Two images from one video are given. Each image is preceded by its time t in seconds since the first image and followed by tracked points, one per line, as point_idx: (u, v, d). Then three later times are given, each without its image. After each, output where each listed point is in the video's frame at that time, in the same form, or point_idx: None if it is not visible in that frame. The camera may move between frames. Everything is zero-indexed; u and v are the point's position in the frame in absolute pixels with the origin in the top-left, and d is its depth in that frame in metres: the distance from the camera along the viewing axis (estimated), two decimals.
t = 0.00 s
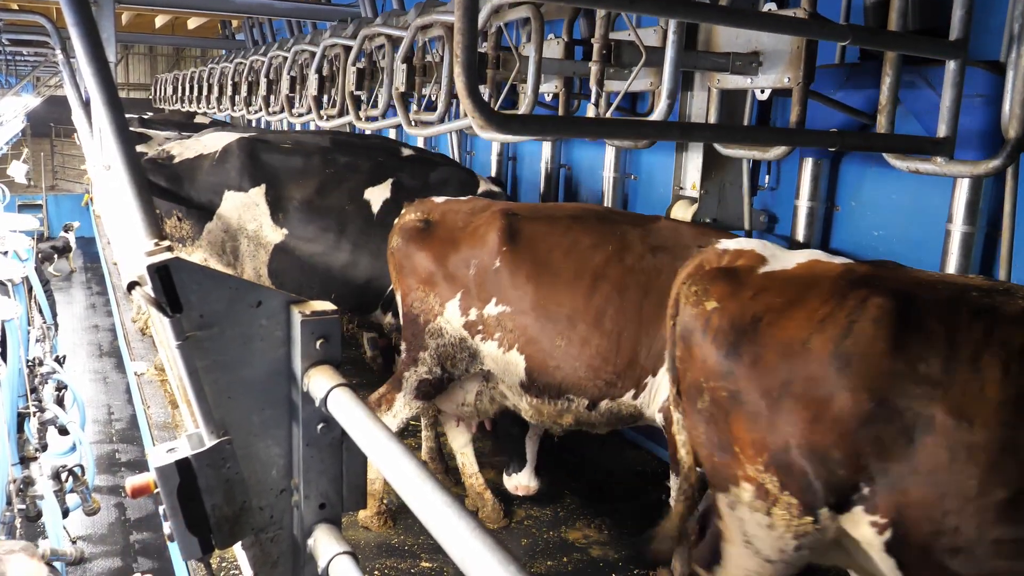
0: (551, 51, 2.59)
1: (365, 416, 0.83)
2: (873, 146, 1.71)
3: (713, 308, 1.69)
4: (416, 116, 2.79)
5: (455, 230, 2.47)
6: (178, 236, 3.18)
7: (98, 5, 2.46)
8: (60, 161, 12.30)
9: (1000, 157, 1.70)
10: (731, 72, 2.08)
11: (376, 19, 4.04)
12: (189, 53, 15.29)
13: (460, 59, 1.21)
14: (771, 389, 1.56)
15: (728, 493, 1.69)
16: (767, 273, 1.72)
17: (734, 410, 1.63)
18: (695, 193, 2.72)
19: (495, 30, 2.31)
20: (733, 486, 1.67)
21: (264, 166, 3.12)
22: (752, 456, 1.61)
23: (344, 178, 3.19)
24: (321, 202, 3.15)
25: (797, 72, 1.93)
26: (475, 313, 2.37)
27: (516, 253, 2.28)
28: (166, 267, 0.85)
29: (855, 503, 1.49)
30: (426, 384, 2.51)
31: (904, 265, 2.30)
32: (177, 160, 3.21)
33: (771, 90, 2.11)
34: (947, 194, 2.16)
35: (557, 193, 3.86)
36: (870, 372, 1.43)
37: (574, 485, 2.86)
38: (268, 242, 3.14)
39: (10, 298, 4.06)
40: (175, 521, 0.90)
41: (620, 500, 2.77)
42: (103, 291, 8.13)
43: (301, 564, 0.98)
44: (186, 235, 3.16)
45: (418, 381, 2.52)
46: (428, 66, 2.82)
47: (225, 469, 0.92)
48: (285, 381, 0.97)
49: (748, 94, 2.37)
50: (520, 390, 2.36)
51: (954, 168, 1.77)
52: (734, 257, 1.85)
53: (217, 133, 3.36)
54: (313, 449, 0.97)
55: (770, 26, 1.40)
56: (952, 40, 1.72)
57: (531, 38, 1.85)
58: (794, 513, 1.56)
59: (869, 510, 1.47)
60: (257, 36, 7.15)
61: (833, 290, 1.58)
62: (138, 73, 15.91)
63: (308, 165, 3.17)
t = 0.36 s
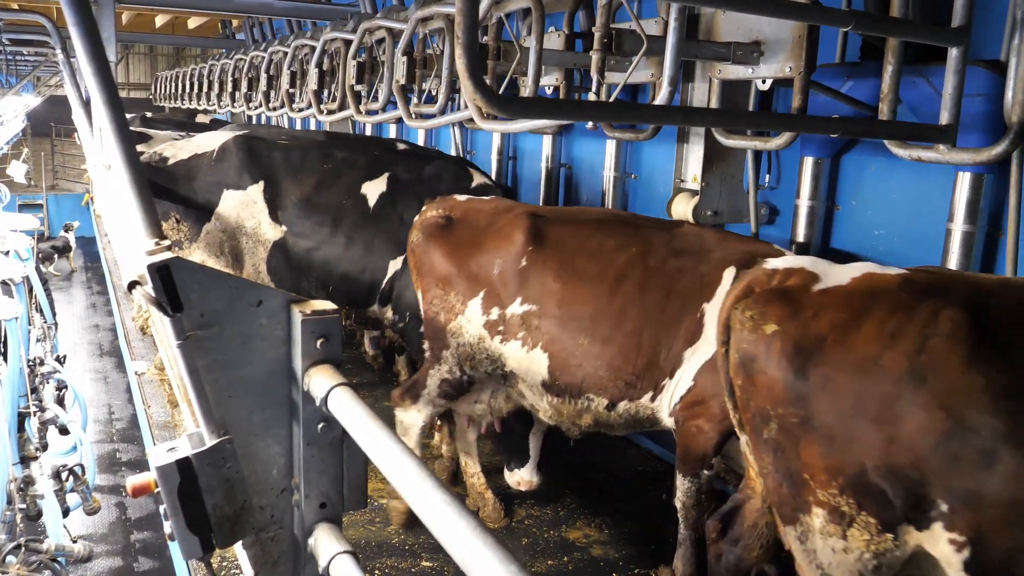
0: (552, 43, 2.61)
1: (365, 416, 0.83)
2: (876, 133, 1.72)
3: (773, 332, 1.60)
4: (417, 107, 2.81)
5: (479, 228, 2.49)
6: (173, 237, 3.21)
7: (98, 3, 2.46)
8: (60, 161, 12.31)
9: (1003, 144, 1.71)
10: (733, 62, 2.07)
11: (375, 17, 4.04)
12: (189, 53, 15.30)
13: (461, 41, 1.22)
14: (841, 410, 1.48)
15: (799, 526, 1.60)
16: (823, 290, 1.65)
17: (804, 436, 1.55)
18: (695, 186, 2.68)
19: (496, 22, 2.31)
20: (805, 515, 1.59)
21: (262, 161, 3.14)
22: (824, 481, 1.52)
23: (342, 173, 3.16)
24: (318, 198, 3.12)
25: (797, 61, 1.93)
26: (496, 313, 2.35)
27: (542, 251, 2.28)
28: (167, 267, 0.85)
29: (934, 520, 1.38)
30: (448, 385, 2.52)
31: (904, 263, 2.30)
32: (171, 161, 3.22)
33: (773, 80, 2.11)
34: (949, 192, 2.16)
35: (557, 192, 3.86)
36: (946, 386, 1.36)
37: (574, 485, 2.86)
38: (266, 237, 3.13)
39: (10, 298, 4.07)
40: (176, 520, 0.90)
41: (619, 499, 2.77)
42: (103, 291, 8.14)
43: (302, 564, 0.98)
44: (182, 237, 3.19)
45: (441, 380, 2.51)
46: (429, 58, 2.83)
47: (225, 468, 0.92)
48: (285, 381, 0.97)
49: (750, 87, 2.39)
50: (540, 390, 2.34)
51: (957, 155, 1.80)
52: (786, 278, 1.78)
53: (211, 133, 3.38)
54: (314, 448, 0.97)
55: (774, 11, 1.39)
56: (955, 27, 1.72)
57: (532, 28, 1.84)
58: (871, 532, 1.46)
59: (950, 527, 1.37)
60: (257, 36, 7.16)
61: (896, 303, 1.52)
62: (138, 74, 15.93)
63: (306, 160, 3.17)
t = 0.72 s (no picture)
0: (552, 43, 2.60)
1: (366, 415, 0.83)
2: (876, 132, 1.71)
3: (866, 348, 1.60)
4: (419, 107, 2.81)
5: (498, 227, 2.47)
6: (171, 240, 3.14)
7: (99, 4, 2.46)
8: (61, 161, 12.32)
9: (1005, 142, 1.71)
10: (734, 60, 2.06)
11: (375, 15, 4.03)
12: (189, 53, 15.30)
13: (461, 39, 1.22)
14: (938, 444, 1.50)
15: (860, 547, 1.66)
16: (927, 307, 1.60)
17: (891, 460, 1.58)
18: (696, 185, 2.71)
19: (495, 21, 2.30)
20: (872, 537, 1.64)
21: (260, 164, 3.08)
22: (907, 509, 1.57)
23: (342, 177, 3.13)
24: (318, 202, 3.09)
25: (797, 61, 1.93)
26: (520, 308, 2.36)
27: (563, 249, 2.28)
28: (168, 266, 0.85)
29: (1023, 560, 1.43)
30: (492, 391, 2.51)
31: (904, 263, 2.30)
32: (171, 163, 3.14)
33: (774, 79, 2.11)
34: (949, 192, 2.16)
35: (558, 192, 3.86)
36: None
37: (574, 483, 2.86)
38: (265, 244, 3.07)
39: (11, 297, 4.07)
40: (178, 520, 0.90)
41: (619, 498, 2.78)
42: (104, 291, 8.14)
43: (302, 563, 0.98)
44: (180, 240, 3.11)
45: (487, 386, 2.51)
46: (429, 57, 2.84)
47: (226, 467, 0.92)
48: (285, 379, 0.97)
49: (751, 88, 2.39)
50: (563, 389, 2.36)
51: (957, 155, 1.80)
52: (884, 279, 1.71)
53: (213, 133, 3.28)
54: (315, 448, 0.97)
55: (775, 11, 1.39)
56: (956, 26, 1.71)
57: (532, 27, 1.83)
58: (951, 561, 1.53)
59: None
60: (257, 35, 7.16)
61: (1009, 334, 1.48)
62: (139, 73, 15.96)
63: (307, 164, 3.13)
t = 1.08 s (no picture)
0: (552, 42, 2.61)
1: (365, 414, 0.83)
2: (876, 131, 1.70)
3: (955, 354, 1.52)
4: (418, 106, 2.81)
5: (512, 228, 2.45)
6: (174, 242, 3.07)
7: (100, 4, 2.45)
8: (61, 160, 12.32)
9: (1006, 140, 1.71)
10: (734, 60, 2.07)
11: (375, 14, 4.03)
12: (189, 52, 15.30)
13: (461, 39, 1.22)
14: None
15: (933, 561, 1.60)
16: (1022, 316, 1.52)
17: (978, 471, 1.51)
18: (696, 185, 2.71)
19: (495, 20, 2.31)
20: (951, 554, 1.58)
21: (263, 167, 3.03)
22: (995, 524, 1.50)
23: (347, 180, 3.08)
24: (322, 206, 3.04)
25: (796, 60, 1.94)
26: (530, 315, 2.37)
27: (575, 253, 2.27)
28: (168, 265, 0.85)
29: None
30: (496, 393, 2.50)
31: (903, 262, 2.30)
32: (176, 164, 3.08)
33: (775, 78, 2.11)
34: (949, 192, 2.16)
35: (558, 191, 3.86)
36: None
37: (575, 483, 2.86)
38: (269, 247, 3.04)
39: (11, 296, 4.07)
40: (178, 519, 0.90)
41: (621, 497, 2.78)
42: (104, 289, 8.15)
43: (302, 562, 0.98)
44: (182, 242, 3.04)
45: (490, 388, 2.50)
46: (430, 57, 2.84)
47: (226, 466, 0.92)
48: (286, 378, 0.97)
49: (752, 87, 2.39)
50: (571, 395, 2.38)
51: (957, 154, 1.80)
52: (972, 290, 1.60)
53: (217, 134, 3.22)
54: (315, 447, 0.97)
55: (776, 11, 1.39)
56: (956, 25, 1.72)
57: (533, 26, 1.83)
58: None
59: None
60: (257, 34, 7.16)
61: None
62: (138, 72, 15.97)
63: (311, 167, 3.08)
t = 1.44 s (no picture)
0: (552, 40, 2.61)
1: (364, 412, 0.83)
2: (875, 129, 1.70)
3: None
4: (417, 104, 2.81)
5: (529, 235, 2.45)
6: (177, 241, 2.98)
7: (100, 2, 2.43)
8: (60, 158, 12.32)
9: (1006, 139, 1.70)
10: (734, 58, 2.07)
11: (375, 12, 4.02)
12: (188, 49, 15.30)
13: (461, 36, 1.22)
14: None
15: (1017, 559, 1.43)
16: None
17: None
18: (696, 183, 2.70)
19: (496, 19, 2.31)
20: None
21: (268, 166, 2.95)
22: None
23: (355, 179, 3.02)
24: (330, 205, 2.97)
25: (797, 58, 1.93)
26: (549, 329, 2.35)
27: (589, 269, 2.27)
28: (167, 264, 0.84)
29: None
30: (508, 400, 2.53)
31: (903, 261, 2.30)
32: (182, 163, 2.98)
33: (775, 76, 2.11)
34: (949, 191, 2.16)
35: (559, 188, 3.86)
36: None
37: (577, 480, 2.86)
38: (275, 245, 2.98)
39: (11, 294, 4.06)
40: (177, 516, 0.90)
41: (622, 496, 2.77)
42: (103, 288, 8.15)
43: (302, 559, 0.98)
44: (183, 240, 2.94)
45: (502, 395, 2.53)
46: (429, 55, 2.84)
47: (226, 464, 0.92)
48: (285, 376, 0.97)
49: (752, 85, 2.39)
50: (591, 414, 2.38)
51: (957, 152, 1.78)
52: None
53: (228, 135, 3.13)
54: (314, 445, 0.97)
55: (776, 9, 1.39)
56: (957, 23, 1.71)
57: (533, 23, 1.83)
58: None
59: None
60: (257, 32, 7.14)
61: None
62: (138, 70, 15.96)
63: (317, 167, 3.01)
